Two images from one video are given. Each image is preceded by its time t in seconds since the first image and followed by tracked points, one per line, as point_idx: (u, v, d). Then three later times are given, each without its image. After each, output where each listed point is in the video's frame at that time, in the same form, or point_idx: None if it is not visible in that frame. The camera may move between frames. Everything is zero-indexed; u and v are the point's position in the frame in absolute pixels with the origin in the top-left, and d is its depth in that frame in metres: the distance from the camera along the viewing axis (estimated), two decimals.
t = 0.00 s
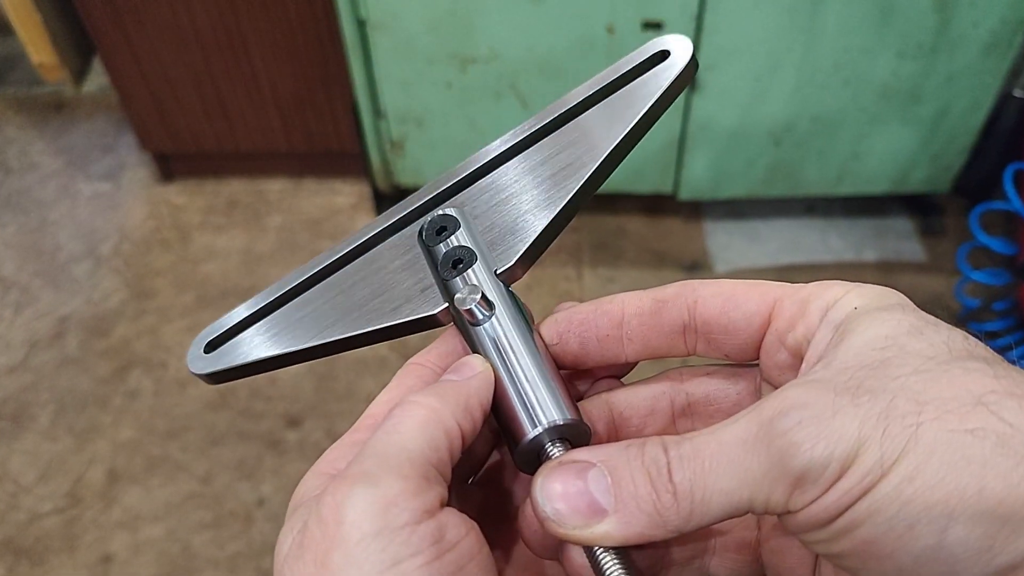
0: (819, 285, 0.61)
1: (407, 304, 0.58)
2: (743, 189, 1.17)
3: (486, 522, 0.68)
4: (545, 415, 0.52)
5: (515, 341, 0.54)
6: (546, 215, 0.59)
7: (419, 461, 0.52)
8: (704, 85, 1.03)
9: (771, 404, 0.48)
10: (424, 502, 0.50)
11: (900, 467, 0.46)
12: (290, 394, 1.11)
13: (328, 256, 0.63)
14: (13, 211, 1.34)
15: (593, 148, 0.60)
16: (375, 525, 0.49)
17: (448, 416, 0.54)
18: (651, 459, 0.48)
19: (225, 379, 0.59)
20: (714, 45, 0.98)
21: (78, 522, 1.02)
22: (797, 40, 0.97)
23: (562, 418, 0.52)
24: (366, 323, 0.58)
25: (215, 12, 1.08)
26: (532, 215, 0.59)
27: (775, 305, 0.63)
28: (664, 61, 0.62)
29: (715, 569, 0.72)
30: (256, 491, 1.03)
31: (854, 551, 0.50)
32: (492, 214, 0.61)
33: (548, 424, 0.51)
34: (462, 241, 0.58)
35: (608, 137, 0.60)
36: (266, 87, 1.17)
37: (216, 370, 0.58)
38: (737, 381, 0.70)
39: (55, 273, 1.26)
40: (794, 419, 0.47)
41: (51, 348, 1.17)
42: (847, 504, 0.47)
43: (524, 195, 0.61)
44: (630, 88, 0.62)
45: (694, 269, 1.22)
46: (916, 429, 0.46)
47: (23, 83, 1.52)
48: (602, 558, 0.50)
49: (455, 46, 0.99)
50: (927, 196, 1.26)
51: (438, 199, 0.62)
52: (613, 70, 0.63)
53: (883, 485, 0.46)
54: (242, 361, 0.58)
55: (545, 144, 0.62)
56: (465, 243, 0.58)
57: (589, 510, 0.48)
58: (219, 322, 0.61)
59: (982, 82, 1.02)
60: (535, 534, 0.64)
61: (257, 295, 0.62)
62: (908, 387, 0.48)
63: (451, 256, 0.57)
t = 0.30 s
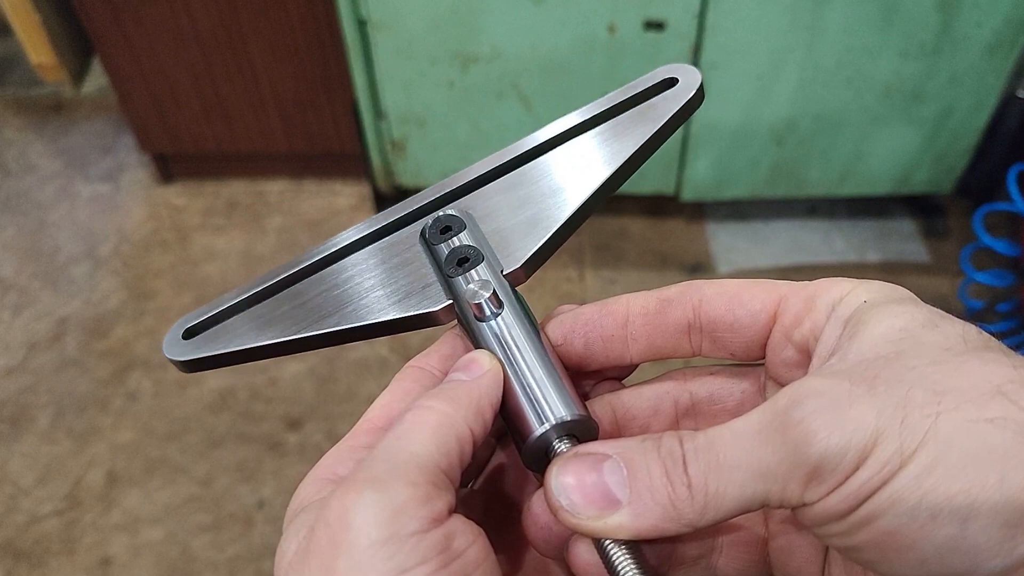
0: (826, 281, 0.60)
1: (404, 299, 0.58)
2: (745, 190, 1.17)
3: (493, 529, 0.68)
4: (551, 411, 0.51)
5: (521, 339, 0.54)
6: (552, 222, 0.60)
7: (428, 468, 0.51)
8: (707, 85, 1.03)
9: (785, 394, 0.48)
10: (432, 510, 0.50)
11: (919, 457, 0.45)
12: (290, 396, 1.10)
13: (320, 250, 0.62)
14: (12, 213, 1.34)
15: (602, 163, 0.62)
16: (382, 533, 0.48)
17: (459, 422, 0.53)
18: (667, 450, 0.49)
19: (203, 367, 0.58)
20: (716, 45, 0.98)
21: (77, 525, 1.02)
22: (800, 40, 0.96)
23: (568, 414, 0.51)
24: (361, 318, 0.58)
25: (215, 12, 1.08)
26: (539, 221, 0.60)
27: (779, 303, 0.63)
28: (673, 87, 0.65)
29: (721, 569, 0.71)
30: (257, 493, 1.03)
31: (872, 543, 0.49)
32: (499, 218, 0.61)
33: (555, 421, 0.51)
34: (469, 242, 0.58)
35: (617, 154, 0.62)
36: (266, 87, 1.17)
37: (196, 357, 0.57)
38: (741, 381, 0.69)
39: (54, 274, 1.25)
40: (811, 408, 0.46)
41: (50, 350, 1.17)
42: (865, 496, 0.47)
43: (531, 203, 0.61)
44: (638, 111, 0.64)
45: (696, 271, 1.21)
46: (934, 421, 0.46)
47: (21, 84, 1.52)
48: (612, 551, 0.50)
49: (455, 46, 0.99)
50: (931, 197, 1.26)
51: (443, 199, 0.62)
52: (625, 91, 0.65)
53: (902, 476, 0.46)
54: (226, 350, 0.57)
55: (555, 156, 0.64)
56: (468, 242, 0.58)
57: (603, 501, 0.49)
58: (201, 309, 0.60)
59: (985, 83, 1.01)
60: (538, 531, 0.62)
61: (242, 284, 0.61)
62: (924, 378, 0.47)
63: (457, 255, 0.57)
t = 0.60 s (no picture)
0: (828, 280, 0.60)
1: (394, 296, 0.58)
2: (748, 191, 1.16)
3: (496, 529, 0.67)
4: (555, 410, 0.50)
5: (525, 340, 0.54)
6: (555, 233, 0.60)
7: (434, 470, 0.50)
8: (709, 86, 1.02)
9: (791, 390, 0.48)
10: (438, 512, 0.49)
11: (927, 454, 0.45)
12: (290, 398, 1.10)
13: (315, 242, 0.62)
14: (11, 214, 1.33)
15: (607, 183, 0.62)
16: (387, 535, 0.48)
17: (465, 423, 0.52)
18: (674, 447, 0.48)
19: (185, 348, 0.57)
20: (719, 45, 0.97)
21: (76, 528, 1.01)
22: (803, 40, 0.96)
23: (572, 412, 0.50)
24: (353, 310, 0.57)
25: (215, 12, 1.07)
26: (542, 231, 0.60)
27: (782, 303, 0.62)
28: (680, 115, 0.65)
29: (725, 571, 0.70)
30: (257, 496, 1.02)
31: (878, 541, 0.49)
32: (503, 223, 0.61)
33: (559, 419, 0.50)
34: (475, 243, 0.58)
35: (621, 175, 0.62)
36: (266, 89, 1.17)
37: (179, 338, 0.56)
38: (743, 381, 0.69)
39: (54, 276, 1.25)
40: (817, 403, 0.46)
41: (49, 352, 1.16)
42: (872, 493, 0.46)
43: (535, 212, 0.61)
44: (645, 134, 0.65)
45: (698, 272, 1.21)
46: (942, 417, 0.45)
47: (20, 85, 1.52)
48: (615, 547, 0.50)
49: (456, 47, 0.98)
50: (934, 199, 1.25)
51: (448, 202, 0.63)
52: (632, 114, 0.65)
53: (909, 473, 0.45)
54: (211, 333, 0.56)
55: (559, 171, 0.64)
56: (473, 244, 0.58)
57: (609, 497, 0.48)
58: (188, 291, 0.59)
59: (989, 84, 1.01)
60: (540, 532, 0.62)
61: (233, 270, 0.61)
62: (931, 374, 0.47)
63: (464, 254, 0.57)
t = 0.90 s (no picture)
0: (828, 280, 0.59)
1: (388, 296, 0.58)
2: (751, 192, 1.16)
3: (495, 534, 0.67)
4: (555, 412, 0.50)
5: (526, 342, 0.53)
6: (557, 235, 0.59)
7: (433, 472, 0.50)
8: (711, 86, 1.02)
9: (791, 390, 0.47)
10: (437, 515, 0.49)
11: (926, 456, 0.44)
12: (291, 400, 1.10)
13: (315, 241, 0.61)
14: (10, 215, 1.33)
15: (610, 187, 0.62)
16: (386, 537, 0.47)
17: (465, 425, 0.52)
18: (673, 449, 0.48)
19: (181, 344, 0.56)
20: (722, 45, 0.97)
21: (76, 530, 1.01)
22: (806, 40, 0.95)
23: (573, 415, 0.50)
24: (352, 310, 0.57)
25: (216, 12, 1.07)
26: (544, 233, 0.60)
27: (782, 304, 0.62)
28: (683, 122, 0.65)
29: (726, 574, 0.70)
30: (257, 498, 1.02)
31: (878, 544, 0.48)
32: (505, 224, 0.61)
33: (558, 422, 0.50)
34: (477, 244, 0.58)
35: (623, 180, 0.62)
36: (267, 89, 1.16)
37: (175, 334, 0.56)
38: (744, 382, 0.68)
39: (53, 277, 1.25)
40: (816, 404, 0.46)
41: (49, 353, 1.16)
42: (872, 494, 0.46)
43: (538, 214, 0.61)
44: (648, 139, 0.64)
45: (700, 273, 1.20)
46: (941, 418, 0.45)
47: (20, 85, 1.51)
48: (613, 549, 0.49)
49: (457, 48, 0.98)
50: (937, 200, 1.25)
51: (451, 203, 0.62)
52: (635, 121, 0.65)
53: (908, 475, 0.45)
54: (207, 330, 0.56)
55: (561, 175, 0.64)
56: (475, 244, 0.58)
57: (609, 500, 0.48)
58: (185, 287, 0.59)
59: (993, 85, 1.00)
60: (538, 536, 0.61)
61: (231, 267, 0.60)
62: (931, 375, 0.47)
63: (466, 255, 0.57)
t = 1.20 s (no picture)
0: (828, 276, 0.59)
1: (399, 304, 0.57)
2: (753, 193, 1.15)
3: (492, 538, 0.66)
4: (552, 415, 0.50)
5: (523, 344, 0.53)
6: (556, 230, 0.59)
7: (426, 474, 0.50)
8: (713, 87, 1.01)
9: (787, 392, 0.47)
10: (429, 517, 0.49)
11: (922, 458, 0.44)
12: (291, 402, 1.09)
13: (318, 253, 0.61)
14: (9, 216, 1.33)
15: (608, 176, 0.61)
16: (378, 541, 0.47)
17: (458, 427, 0.51)
18: (667, 451, 0.47)
19: (195, 367, 0.56)
20: (724, 46, 0.96)
21: (75, 533, 1.00)
22: (809, 40, 0.95)
23: (570, 418, 0.50)
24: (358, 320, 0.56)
25: (216, 12, 1.07)
26: (543, 228, 0.59)
27: (782, 300, 0.62)
28: (679, 104, 0.65)
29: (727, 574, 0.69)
30: (257, 500, 1.01)
31: (876, 547, 0.47)
32: (504, 224, 0.60)
33: (556, 424, 0.49)
34: (473, 247, 0.57)
35: (622, 167, 0.61)
36: (267, 90, 1.16)
37: (188, 358, 0.56)
38: (744, 380, 0.68)
39: (52, 278, 1.24)
40: (813, 407, 0.45)
41: (48, 355, 1.16)
42: (869, 497, 0.45)
43: (536, 211, 0.60)
44: (644, 127, 0.64)
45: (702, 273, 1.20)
46: (939, 419, 0.44)
47: (19, 86, 1.51)
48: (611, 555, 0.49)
49: (458, 48, 0.98)
50: (941, 201, 1.24)
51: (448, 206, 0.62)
52: (631, 107, 0.65)
53: (905, 477, 0.44)
54: (218, 349, 0.56)
55: (558, 168, 0.63)
56: (473, 247, 0.57)
57: (604, 505, 0.48)
58: (195, 309, 0.59)
59: (996, 85, 1.00)
60: (536, 540, 0.61)
61: (238, 286, 0.60)
62: (928, 376, 0.46)
63: (461, 258, 0.56)
